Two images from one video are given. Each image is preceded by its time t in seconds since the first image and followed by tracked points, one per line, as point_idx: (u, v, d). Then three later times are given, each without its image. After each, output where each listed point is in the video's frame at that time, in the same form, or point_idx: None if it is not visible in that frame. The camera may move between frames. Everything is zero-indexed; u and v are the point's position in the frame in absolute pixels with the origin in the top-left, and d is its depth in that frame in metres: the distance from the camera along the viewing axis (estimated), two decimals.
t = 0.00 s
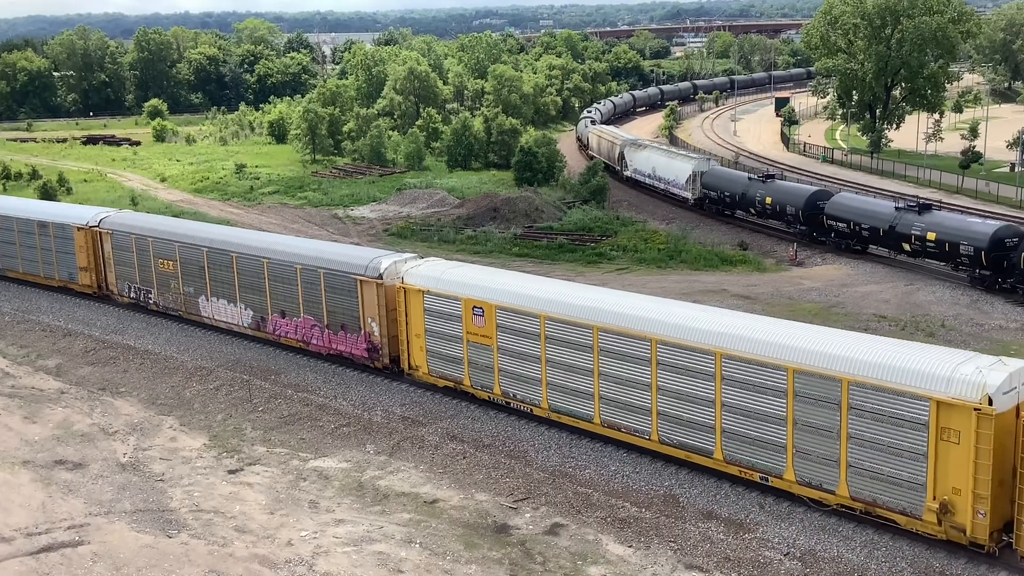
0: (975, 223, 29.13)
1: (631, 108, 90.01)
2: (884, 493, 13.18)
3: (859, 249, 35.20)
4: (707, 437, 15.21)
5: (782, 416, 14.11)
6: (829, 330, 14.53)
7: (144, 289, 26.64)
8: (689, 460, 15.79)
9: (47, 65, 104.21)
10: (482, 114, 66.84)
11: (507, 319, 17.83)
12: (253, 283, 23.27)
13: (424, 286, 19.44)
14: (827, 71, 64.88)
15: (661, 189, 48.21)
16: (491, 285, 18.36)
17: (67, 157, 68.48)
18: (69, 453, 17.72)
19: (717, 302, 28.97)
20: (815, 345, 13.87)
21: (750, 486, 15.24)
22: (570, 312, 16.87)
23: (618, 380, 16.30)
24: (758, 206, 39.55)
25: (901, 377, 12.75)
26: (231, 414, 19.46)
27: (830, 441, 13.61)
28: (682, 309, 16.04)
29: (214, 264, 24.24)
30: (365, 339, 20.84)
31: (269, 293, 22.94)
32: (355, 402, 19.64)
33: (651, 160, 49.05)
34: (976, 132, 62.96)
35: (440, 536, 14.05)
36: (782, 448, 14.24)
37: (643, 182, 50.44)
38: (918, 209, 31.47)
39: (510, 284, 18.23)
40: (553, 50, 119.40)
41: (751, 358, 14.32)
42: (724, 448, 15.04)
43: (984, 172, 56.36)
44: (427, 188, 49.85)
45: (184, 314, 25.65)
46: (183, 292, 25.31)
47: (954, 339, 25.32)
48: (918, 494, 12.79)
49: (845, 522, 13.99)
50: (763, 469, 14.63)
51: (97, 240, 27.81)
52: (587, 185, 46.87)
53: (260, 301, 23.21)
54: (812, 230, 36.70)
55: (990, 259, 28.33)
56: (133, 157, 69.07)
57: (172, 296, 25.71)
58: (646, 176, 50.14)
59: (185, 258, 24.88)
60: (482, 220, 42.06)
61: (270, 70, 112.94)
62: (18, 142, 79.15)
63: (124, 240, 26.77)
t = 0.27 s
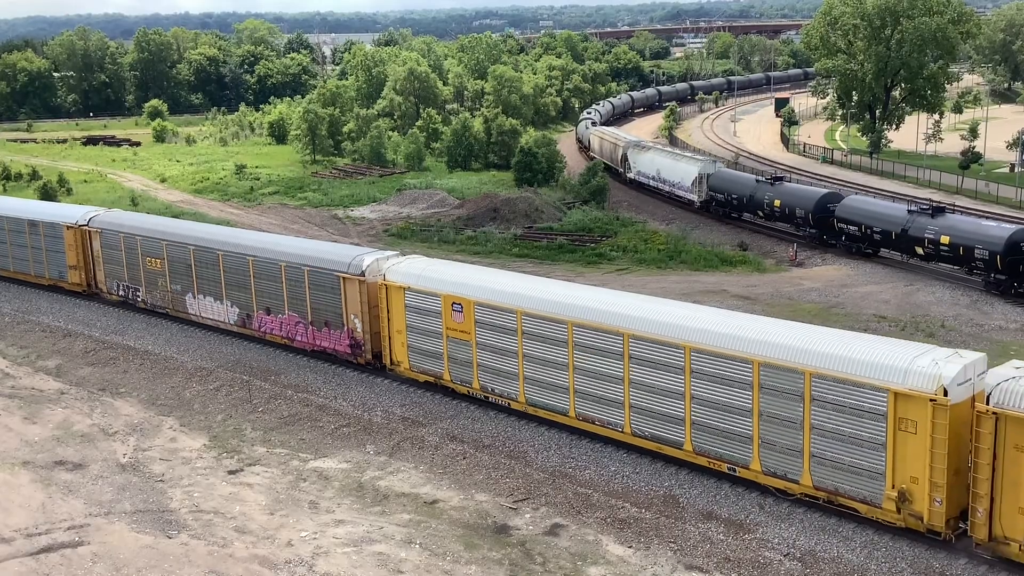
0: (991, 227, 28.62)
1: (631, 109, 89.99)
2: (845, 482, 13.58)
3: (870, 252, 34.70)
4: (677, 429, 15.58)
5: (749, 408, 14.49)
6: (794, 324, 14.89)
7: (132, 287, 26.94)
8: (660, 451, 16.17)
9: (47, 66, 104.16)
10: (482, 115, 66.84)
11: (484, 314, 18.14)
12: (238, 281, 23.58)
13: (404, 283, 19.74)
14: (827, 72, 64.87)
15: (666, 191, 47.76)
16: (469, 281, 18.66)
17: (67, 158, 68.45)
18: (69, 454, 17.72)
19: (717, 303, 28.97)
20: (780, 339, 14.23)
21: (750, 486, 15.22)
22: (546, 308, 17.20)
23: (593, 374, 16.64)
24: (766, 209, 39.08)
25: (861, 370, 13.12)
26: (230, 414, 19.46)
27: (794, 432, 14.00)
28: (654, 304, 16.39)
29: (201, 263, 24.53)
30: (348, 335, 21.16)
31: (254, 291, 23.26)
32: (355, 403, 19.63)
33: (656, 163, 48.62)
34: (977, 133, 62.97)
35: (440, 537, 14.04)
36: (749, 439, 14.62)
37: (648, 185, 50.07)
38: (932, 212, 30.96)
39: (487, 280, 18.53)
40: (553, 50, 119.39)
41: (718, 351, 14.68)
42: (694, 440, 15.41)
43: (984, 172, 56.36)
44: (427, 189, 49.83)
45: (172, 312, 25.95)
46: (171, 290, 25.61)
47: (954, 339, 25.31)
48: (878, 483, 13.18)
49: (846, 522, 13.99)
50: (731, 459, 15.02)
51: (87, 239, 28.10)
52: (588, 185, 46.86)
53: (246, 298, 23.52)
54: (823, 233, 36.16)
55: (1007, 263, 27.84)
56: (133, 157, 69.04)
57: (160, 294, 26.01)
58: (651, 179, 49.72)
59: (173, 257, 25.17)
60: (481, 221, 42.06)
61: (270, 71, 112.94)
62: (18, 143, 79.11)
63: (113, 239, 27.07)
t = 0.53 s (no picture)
0: (1005, 230, 28.23)
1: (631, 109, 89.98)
2: (809, 472, 14.03)
3: (881, 256, 34.24)
4: (649, 422, 16.00)
5: (717, 400, 14.92)
6: (761, 319, 15.34)
7: (121, 285, 27.33)
8: (633, 444, 16.58)
9: (47, 67, 104.03)
10: (482, 115, 66.83)
11: (463, 311, 18.54)
12: (224, 279, 23.99)
13: (386, 280, 20.11)
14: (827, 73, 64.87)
15: (671, 194, 47.28)
16: (449, 278, 19.03)
17: (67, 159, 68.38)
18: (69, 455, 17.71)
19: (717, 304, 28.96)
20: (746, 333, 14.68)
21: (751, 488, 15.19)
22: (522, 304, 17.60)
23: (568, 368, 17.03)
24: (775, 212, 38.61)
25: (824, 362, 13.57)
26: (231, 415, 19.45)
27: (760, 423, 14.45)
28: (627, 301, 16.81)
29: (189, 262, 24.91)
30: (332, 331, 21.57)
31: (240, 289, 23.67)
32: (354, 404, 19.64)
33: (661, 165, 48.14)
34: (977, 133, 63.01)
35: (440, 538, 14.04)
36: (717, 431, 15.04)
37: (653, 187, 49.59)
38: (946, 215, 30.38)
39: (466, 277, 18.91)
40: (553, 51, 119.36)
41: (688, 345, 15.12)
42: (664, 432, 15.83)
43: (983, 173, 56.38)
44: (427, 190, 49.82)
45: (160, 309, 26.37)
46: (159, 288, 26.02)
47: (954, 340, 25.29)
48: (840, 473, 13.63)
49: (846, 522, 13.98)
50: (700, 451, 15.44)
51: (77, 237, 28.43)
52: (588, 186, 46.87)
53: (232, 296, 23.94)
54: (833, 237, 35.70)
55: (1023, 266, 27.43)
56: (132, 158, 69.01)
57: (148, 292, 26.44)
58: (655, 181, 49.25)
59: (160, 255, 25.58)
60: (481, 222, 42.06)
61: (270, 71, 112.92)
62: (17, 144, 79.05)
63: (102, 237, 27.44)
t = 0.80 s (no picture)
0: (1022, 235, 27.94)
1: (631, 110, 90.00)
2: (774, 462, 14.39)
3: (892, 259, 33.90)
4: (621, 414, 16.36)
5: (686, 393, 15.29)
6: (730, 314, 15.68)
7: (109, 283, 27.59)
8: (607, 436, 16.93)
9: (47, 67, 103.99)
10: (482, 116, 66.83)
11: (443, 307, 18.86)
12: (211, 277, 24.25)
13: (369, 277, 20.43)
14: (827, 73, 64.90)
15: (677, 196, 46.80)
16: (430, 275, 19.37)
17: (67, 159, 68.34)
18: (69, 455, 17.71)
19: (717, 304, 28.96)
20: (714, 327, 15.02)
21: (750, 488, 15.19)
22: (499, 300, 17.93)
23: (544, 363, 17.36)
24: (784, 214, 38.19)
25: (788, 355, 13.93)
26: (231, 416, 19.45)
27: (728, 415, 14.79)
28: (601, 296, 17.14)
29: (176, 260, 25.14)
30: (316, 328, 21.87)
31: (227, 286, 23.92)
32: (355, 404, 19.64)
33: (666, 167, 47.65)
34: (977, 134, 63.05)
35: (440, 538, 14.04)
36: (687, 423, 15.40)
37: (658, 190, 49.11)
38: (960, 218, 30.05)
39: (446, 274, 19.25)
40: (553, 51, 119.41)
41: (658, 340, 15.47)
42: (637, 425, 16.18)
43: (983, 173, 56.41)
44: (427, 190, 49.80)
45: (147, 306, 26.58)
46: (146, 285, 26.26)
47: (954, 340, 25.28)
48: (803, 463, 13.97)
49: (846, 522, 13.98)
50: (671, 442, 15.79)
51: (66, 236, 28.71)
52: (588, 186, 46.87)
53: (219, 293, 24.19)
54: (844, 239, 35.29)
55: None
56: (132, 159, 69.00)
57: (136, 290, 26.68)
58: (661, 183, 48.80)
59: (148, 253, 25.84)
60: (481, 222, 42.06)
61: (270, 72, 112.93)
62: (17, 144, 79.06)
63: (91, 236, 27.69)
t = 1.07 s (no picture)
0: None
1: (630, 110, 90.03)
2: (742, 453, 14.79)
3: (904, 262, 33.39)
4: (595, 408, 16.73)
5: (657, 386, 15.67)
6: (700, 310, 16.09)
7: (99, 281, 27.93)
8: (582, 429, 17.30)
9: (47, 67, 104.01)
10: (482, 116, 66.82)
11: (425, 303, 19.24)
12: (198, 275, 24.60)
13: (351, 274, 20.80)
14: (827, 73, 64.91)
15: (682, 199, 46.24)
16: (411, 272, 19.77)
17: (67, 160, 68.34)
18: (69, 455, 17.71)
19: (716, 304, 28.97)
20: (685, 322, 15.41)
21: (750, 488, 15.19)
22: (478, 296, 18.30)
23: (521, 357, 17.73)
24: (793, 217, 37.68)
25: (755, 349, 14.33)
26: (231, 416, 19.45)
27: (697, 408, 15.18)
28: (576, 292, 17.53)
29: (164, 258, 25.51)
30: (301, 324, 22.20)
31: (213, 283, 24.28)
32: (355, 404, 19.65)
33: (671, 168, 47.14)
34: (976, 134, 63.06)
35: (440, 538, 14.04)
36: (658, 416, 15.78)
37: (663, 191, 48.63)
38: (974, 221, 29.63)
39: (426, 271, 19.65)
40: (553, 52, 119.48)
41: (631, 334, 15.85)
42: (610, 418, 16.56)
43: (983, 173, 56.42)
44: (427, 190, 49.80)
45: (136, 304, 26.97)
46: (135, 283, 26.62)
47: (954, 341, 25.29)
48: (770, 453, 14.39)
49: (845, 523, 13.98)
50: (643, 435, 16.17)
51: (57, 235, 29.08)
52: (588, 187, 46.87)
53: (205, 290, 24.55)
54: (856, 242, 34.78)
55: None
56: (132, 159, 69.02)
57: (125, 287, 27.04)
58: (665, 185, 48.28)
59: (136, 252, 26.22)
60: (481, 223, 42.06)
61: (270, 72, 112.94)
62: (17, 144, 79.05)
63: (81, 234, 28.06)
